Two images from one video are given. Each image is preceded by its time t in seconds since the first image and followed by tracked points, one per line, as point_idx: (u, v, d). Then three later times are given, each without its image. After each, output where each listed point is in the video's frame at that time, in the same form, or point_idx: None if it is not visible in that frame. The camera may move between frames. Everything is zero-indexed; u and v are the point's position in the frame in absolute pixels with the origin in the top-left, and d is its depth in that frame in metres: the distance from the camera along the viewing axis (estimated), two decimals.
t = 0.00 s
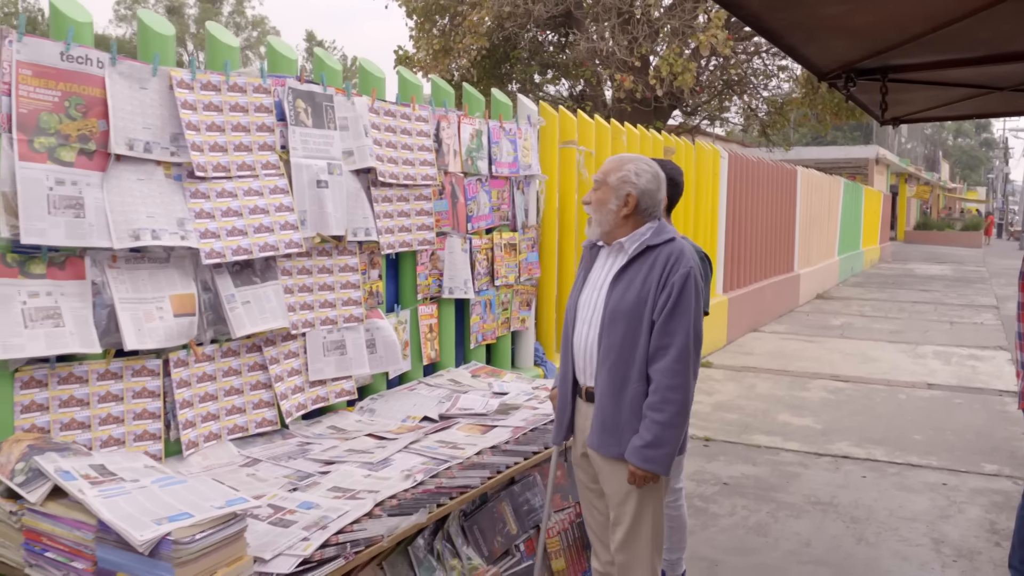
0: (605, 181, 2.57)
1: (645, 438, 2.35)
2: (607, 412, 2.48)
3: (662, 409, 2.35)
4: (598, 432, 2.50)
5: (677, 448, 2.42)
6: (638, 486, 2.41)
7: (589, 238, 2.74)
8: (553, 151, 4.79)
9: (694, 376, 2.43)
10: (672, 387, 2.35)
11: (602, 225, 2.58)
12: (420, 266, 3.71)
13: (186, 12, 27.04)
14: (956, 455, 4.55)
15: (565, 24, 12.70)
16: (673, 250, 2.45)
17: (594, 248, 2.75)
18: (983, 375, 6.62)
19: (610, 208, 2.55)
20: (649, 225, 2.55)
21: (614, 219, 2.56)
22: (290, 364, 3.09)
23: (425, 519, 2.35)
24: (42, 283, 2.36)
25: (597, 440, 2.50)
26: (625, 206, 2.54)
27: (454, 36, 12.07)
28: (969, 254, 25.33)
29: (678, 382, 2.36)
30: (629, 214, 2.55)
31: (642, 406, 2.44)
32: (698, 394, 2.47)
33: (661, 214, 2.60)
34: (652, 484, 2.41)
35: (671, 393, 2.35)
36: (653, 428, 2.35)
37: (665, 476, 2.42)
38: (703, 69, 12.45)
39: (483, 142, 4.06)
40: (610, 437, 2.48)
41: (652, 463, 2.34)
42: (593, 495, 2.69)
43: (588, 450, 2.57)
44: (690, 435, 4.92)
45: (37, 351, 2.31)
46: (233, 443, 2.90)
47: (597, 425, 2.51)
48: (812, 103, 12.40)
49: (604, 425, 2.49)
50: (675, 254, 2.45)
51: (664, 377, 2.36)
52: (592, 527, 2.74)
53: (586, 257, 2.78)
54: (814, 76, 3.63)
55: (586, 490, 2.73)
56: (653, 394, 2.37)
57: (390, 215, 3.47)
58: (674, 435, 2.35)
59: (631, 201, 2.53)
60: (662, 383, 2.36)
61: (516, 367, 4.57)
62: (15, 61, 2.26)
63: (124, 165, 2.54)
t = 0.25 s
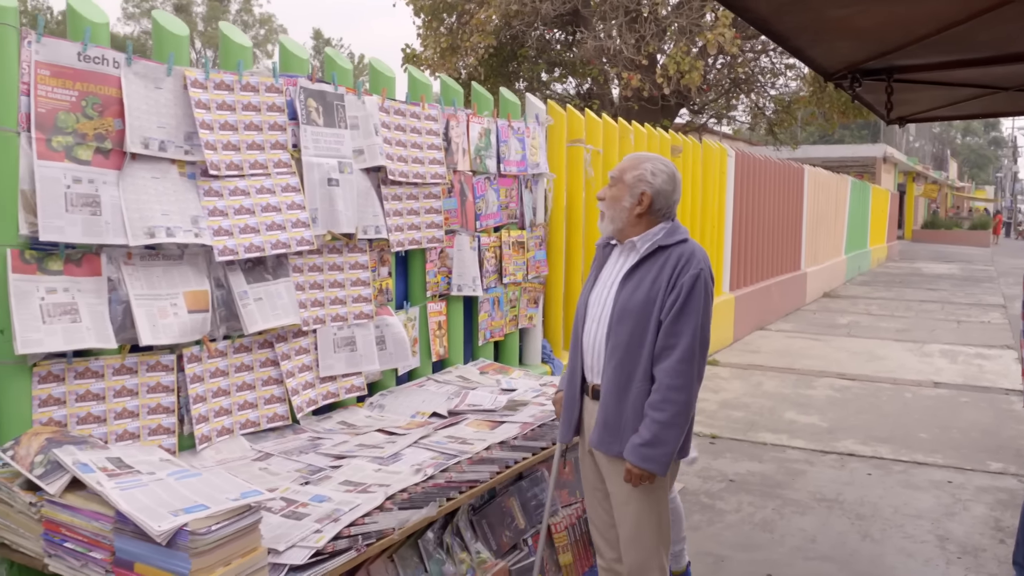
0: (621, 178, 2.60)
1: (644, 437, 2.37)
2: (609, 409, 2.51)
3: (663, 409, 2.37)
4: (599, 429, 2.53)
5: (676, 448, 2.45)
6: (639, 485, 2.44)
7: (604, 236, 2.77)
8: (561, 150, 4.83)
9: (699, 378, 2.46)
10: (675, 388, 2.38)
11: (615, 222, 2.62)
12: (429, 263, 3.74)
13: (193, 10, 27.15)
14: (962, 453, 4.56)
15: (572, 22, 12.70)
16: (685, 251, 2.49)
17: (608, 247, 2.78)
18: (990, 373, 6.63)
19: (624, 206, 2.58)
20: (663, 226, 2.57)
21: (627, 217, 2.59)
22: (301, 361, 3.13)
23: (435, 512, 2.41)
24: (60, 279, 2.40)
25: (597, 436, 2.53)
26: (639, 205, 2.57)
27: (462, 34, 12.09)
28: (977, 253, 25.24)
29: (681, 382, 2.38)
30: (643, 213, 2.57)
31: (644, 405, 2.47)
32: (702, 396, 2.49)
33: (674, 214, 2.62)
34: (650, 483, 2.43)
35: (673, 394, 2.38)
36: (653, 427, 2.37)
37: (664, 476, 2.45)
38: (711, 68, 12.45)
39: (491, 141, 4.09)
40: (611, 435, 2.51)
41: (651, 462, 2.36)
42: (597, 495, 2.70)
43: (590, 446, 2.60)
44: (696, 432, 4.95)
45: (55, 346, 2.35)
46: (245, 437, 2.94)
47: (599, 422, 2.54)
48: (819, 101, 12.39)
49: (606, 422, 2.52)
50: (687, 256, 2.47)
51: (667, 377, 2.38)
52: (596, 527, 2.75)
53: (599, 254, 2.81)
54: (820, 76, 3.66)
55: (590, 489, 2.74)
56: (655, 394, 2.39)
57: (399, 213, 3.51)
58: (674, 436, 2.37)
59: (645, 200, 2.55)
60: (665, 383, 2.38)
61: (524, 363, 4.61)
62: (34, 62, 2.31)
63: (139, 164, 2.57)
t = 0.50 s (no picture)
0: (625, 179, 2.61)
1: (646, 436, 2.39)
2: (612, 407, 2.54)
3: (665, 408, 2.39)
4: (602, 427, 2.56)
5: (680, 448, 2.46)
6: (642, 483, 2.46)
7: (609, 235, 2.79)
8: (569, 149, 4.85)
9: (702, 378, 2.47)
10: (677, 388, 2.39)
11: (620, 223, 2.63)
12: (437, 262, 3.78)
13: (203, 10, 27.28)
14: (968, 452, 4.56)
15: (581, 21, 12.71)
16: (688, 251, 2.51)
17: (614, 246, 2.80)
18: (998, 373, 6.61)
19: (628, 207, 2.60)
20: (667, 227, 2.59)
21: (631, 217, 2.60)
22: (311, 358, 3.17)
23: (443, 507, 2.43)
24: (74, 277, 2.44)
25: (601, 435, 2.56)
26: (644, 206, 2.59)
27: (470, 34, 12.11)
28: (988, 252, 25.10)
29: (683, 383, 2.39)
30: (647, 214, 2.59)
31: (646, 404, 2.49)
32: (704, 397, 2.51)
33: (679, 215, 2.64)
34: (654, 482, 2.45)
35: (675, 394, 2.39)
36: (655, 426, 2.39)
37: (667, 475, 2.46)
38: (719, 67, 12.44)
39: (499, 140, 4.12)
40: (613, 432, 2.54)
41: (652, 461, 2.38)
42: (601, 493, 2.72)
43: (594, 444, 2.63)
44: (703, 430, 4.97)
45: (70, 343, 2.39)
46: (255, 433, 2.98)
47: (602, 419, 2.57)
48: (828, 100, 12.36)
49: (608, 421, 2.55)
50: (690, 257, 2.49)
51: (669, 377, 2.40)
52: (599, 524, 2.77)
53: (605, 253, 2.83)
54: (824, 76, 3.68)
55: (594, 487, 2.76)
56: (657, 393, 2.41)
57: (408, 212, 3.54)
58: (677, 435, 2.39)
59: (650, 201, 2.57)
60: (667, 382, 2.40)
61: (531, 362, 4.64)
62: (50, 64, 2.35)
63: (152, 164, 2.61)
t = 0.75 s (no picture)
0: (626, 179, 2.62)
1: (645, 432, 2.41)
2: (612, 404, 2.56)
3: (664, 405, 2.41)
4: (603, 424, 2.58)
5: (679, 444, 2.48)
6: (642, 479, 2.48)
7: (610, 235, 2.81)
8: (576, 149, 4.88)
9: (701, 376, 2.48)
10: (676, 385, 2.41)
11: (621, 222, 2.65)
12: (446, 262, 3.80)
13: (214, 13, 27.43)
14: (978, 451, 4.55)
15: (590, 21, 12.72)
16: (688, 251, 2.52)
17: (616, 246, 2.82)
18: (1009, 372, 6.58)
19: (629, 207, 2.61)
20: (667, 226, 2.61)
21: (632, 217, 2.62)
22: (321, 357, 3.20)
23: (450, 504, 2.51)
24: (88, 278, 2.48)
25: (602, 431, 2.58)
26: (644, 206, 2.60)
27: (480, 35, 12.13)
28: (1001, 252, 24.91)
29: (681, 380, 2.41)
30: (647, 214, 2.60)
31: (646, 401, 2.51)
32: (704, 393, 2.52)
33: (679, 215, 2.65)
34: (654, 478, 2.47)
35: (674, 391, 2.41)
36: (654, 423, 2.41)
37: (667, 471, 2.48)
38: (729, 66, 12.42)
39: (507, 141, 4.15)
40: (614, 429, 2.56)
41: (652, 457, 2.40)
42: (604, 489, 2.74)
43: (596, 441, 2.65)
44: (711, 430, 4.97)
45: (83, 342, 2.42)
46: (266, 432, 3.01)
47: (602, 416, 2.59)
48: (838, 100, 12.31)
49: (609, 417, 2.57)
50: (690, 256, 2.51)
51: (668, 374, 2.42)
52: (604, 521, 2.78)
53: (606, 252, 2.85)
54: (827, 77, 3.70)
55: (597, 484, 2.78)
56: (656, 390, 2.43)
57: (416, 213, 3.57)
58: (676, 432, 2.41)
59: (651, 201, 2.58)
60: (666, 380, 2.42)
61: (540, 361, 4.66)
62: (63, 68, 2.39)
63: (164, 166, 2.65)
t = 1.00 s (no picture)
0: (626, 182, 2.64)
1: (645, 431, 2.43)
2: (614, 403, 2.58)
3: (663, 404, 2.42)
4: (605, 423, 2.60)
5: (680, 443, 2.49)
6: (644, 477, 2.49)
7: (612, 237, 2.83)
8: (583, 152, 4.89)
9: (701, 375, 2.49)
10: (676, 384, 2.42)
11: (622, 224, 2.66)
12: (454, 264, 3.83)
13: (223, 17, 27.59)
14: (986, 452, 4.54)
15: (598, 23, 12.73)
16: (687, 251, 2.53)
17: (617, 248, 2.84)
18: (1019, 373, 6.55)
19: (629, 209, 2.62)
20: (667, 227, 2.62)
21: (633, 219, 2.63)
22: (330, 359, 3.23)
23: (457, 504, 2.53)
24: (100, 281, 2.52)
25: (603, 430, 2.60)
26: (644, 208, 2.62)
27: (488, 37, 12.15)
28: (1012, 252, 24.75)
29: (681, 379, 2.42)
30: (648, 215, 2.62)
31: (647, 400, 2.53)
32: (705, 393, 2.53)
33: (679, 216, 2.67)
34: (655, 476, 2.48)
35: (674, 390, 2.42)
36: (654, 421, 2.42)
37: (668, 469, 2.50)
38: (737, 67, 12.40)
39: (514, 144, 4.17)
40: (616, 428, 2.58)
41: (652, 455, 2.41)
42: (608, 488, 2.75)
43: (598, 440, 2.67)
44: (719, 431, 4.98)
45: (95, 344, 2.46)
46: (275, 433, 3.04)
47: (604, 415, 2.61)
48: (846, 100, 12.27)
49: (610, 417, 2.59)
50: (689, 257, 2.52)
51: (668, 374, 2.43)
52: (608, 518, 2.80)
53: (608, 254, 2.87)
54: (831, 79, 3.71)
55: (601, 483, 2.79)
56: (656, 389, 2.44)
57: (424, 215, 3.60)
58: (676, 430, 2.42)
59: (650, 203, 2.60)
60: (666, 379, 2.43)
61: (548, 363, 4.67)
62: (75, 74, 2.42)
63: (174, 170, 2.69)
